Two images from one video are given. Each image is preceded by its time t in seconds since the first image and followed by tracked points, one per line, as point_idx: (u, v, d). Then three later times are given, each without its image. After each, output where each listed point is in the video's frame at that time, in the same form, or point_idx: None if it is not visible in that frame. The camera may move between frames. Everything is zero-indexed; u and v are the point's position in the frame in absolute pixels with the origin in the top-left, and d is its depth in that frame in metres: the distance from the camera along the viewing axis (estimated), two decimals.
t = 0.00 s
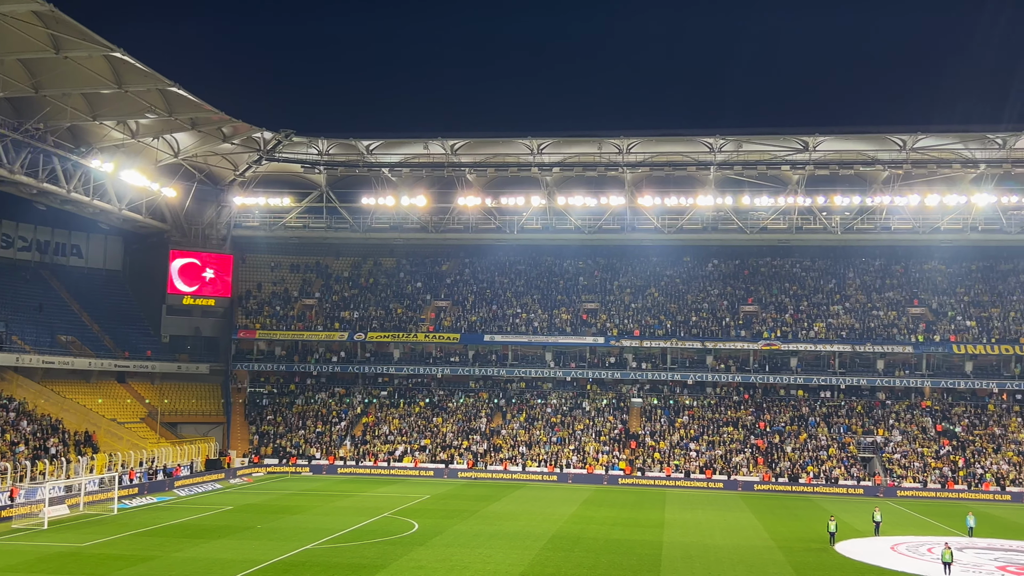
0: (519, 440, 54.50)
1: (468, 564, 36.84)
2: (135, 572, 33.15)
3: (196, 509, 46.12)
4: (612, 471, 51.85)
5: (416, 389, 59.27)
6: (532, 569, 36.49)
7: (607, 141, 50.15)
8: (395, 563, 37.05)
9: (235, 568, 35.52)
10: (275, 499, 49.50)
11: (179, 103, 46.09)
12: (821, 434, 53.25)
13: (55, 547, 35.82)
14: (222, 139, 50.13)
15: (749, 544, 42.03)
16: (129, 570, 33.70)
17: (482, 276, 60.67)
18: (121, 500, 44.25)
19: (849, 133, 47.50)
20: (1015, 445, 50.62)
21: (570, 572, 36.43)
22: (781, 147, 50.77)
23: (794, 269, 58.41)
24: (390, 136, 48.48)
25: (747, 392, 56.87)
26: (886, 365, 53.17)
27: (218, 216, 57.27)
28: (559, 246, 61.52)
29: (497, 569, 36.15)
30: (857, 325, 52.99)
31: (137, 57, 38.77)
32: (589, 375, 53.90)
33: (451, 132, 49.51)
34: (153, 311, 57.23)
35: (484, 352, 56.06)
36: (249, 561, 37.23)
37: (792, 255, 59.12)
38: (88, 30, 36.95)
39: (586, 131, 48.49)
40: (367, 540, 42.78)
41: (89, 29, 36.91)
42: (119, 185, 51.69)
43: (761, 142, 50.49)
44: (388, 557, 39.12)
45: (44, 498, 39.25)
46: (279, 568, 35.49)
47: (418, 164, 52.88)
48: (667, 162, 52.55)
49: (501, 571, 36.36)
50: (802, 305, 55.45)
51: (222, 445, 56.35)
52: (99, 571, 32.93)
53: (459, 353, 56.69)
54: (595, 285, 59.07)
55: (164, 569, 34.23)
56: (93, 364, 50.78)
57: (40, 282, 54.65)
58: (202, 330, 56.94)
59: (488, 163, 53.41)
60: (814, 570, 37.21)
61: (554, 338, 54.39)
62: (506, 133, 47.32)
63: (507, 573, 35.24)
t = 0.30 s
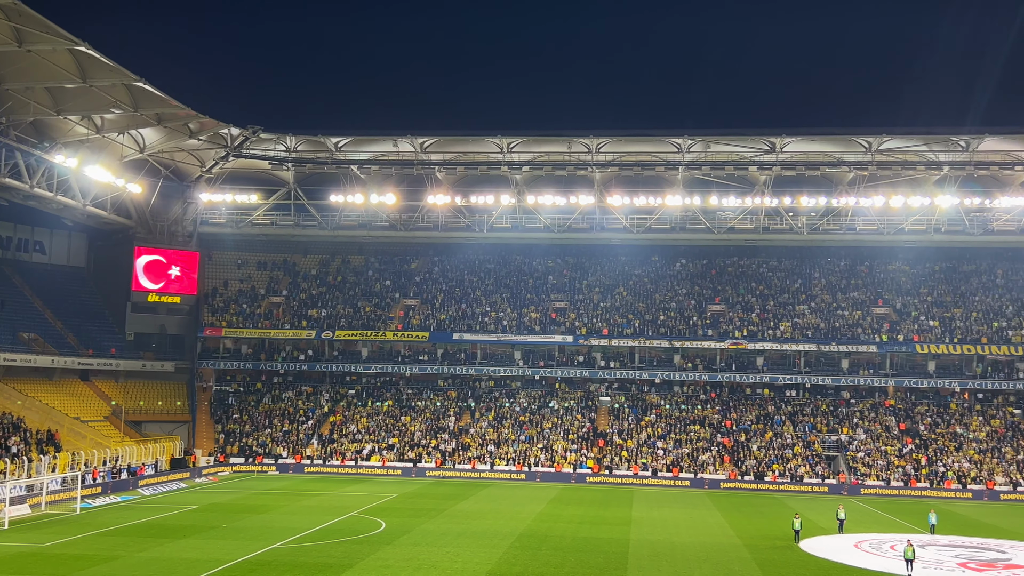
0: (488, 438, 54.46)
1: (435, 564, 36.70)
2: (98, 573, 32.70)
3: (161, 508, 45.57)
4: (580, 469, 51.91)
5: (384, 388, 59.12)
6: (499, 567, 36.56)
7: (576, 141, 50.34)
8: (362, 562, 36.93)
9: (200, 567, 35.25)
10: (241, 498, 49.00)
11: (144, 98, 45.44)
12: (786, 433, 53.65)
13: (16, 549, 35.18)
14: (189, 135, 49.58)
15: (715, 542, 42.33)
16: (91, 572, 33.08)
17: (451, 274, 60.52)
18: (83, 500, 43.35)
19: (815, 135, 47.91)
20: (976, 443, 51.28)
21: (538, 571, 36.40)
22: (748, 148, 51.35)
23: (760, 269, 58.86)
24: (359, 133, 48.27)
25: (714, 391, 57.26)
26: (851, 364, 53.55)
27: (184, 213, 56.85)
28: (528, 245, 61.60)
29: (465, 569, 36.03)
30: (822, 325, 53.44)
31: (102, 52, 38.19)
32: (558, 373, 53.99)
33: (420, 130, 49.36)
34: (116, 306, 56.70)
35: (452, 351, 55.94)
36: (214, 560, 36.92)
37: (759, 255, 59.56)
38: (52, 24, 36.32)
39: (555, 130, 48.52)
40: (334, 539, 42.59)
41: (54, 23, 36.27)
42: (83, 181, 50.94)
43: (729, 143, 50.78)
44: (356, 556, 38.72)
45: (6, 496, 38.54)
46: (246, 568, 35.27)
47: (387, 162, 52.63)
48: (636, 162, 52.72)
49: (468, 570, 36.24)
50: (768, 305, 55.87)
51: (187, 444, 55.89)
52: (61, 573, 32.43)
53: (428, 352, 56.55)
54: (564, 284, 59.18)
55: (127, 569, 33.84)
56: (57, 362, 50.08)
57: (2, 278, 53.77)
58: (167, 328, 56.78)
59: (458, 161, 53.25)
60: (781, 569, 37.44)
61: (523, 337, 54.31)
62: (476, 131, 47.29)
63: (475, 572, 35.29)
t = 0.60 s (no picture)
0: (454, 437, 54.33)
1: (400, 562, 36.54)
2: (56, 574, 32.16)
3: (122, 507, 44.92)
4: (546, 468, 51.89)
5: (350, 386, 58.87)
6: (464, 566, 36.53)
7: (544, 140, 50.44)
8: (326, 561, 36.72)
9: (161, 567, 34.83)
10: (203, 498, 48.39)
11: (106, 93, 44.69)
12: (750, 431, 54.07)
13: None
14: (151, 129, 48.93)
15: (679, 540, 42.55)
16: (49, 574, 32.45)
17: (418, 273, 60.30)
18: (41, 500, 42.38)
19: (779, 136, 48.25)
20: (936, 441, 51.94)
21: (503, 570, 36.34)
22: (713, 149, 51.78)
23: (726, 269, 59.24)
24: (326, 129, 47.95)
25: (679, 390, 57.59)
26: (815, 363, 53.84)
27: (147, 209, 56.28)
28: (496, 243, 61.55)
29: (429, 567, 35.88)
30: (785, 324, 53.87)
31: (63, 44, 37.51)
32: (524, 372, 53.95)
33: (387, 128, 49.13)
34: (77, 304, 55.70)
35: (418, 349, 55.76)
36: (176, 560, 36.49)
37: (725, 254, 59.95)
38: (12, 15, 35.57)
39: (522, 128, 48.50)
40: (298, 539, 42.27)
41: (14, 14, 35.53)
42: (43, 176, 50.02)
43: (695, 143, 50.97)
44: (320, 555, 38.45)
45: None
46: (207, 567, 34.91)
47: (354, 159, 52.30)
48: (603, 162, 52.80)
49: (433, 569, 36.10)
50: (732, 304, 56.27)
51: (149, 443, 55.20)
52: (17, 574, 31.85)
53: (394, 350, 56.30)
54: (531, 282, 59.21)
55: (86, 570, 33.33)
56: (15, 359, 49.25)
57: None
58: (129, 325, 56.02)
59: (425, 159, 53.01)
60: (747, 567, 37.63)
61: (490, 335, 54.16)
62: (443, 129, 47.14)
63: (439, 571, 35.24)
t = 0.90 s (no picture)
0: (417, 436, 54.20)
1: (361, 561, 36.36)
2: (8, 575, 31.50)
3: (78, 507, 44.14)
4: (508, 465, 51.94)
5: (312, 385, 58.54)
6: (425, 564, 36.44)
7: (508, 138, 50.45)
8: (286, 561, 36.44)
9: (118, 567, 34.30)
10: (162, 497, 47.72)
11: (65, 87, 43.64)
12: (711, 429, 54.50)
13: None
14: (111, 124, 47.94)
15: (641, 538, 42.73)
16: None
17: (382, 271, 60.04)
18: None
19: (741, 138, 48.57)
20: (893, 439, 52.69)
21: (465, 568, 36.29)
22: (677, 150, 51.97)
23: (688, 268, 59.62)
24: (289, 125, 47.56)
25: (642, 388, 57.86)
26: (775, 362, 54.33)
27: (106, 204, 55.50)
28: (460, 241, 61.46)
29: (392, 566, 35.71)
30: (746, 324, 54.42)
31: (20, 37, 36.59)
32: (488, 370, 53.90)
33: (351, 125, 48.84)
34: (34, 299, 54.36)
35: (382, 347, 55.38)
36: (133, 560, 35.94)
37: (687, 254, 60.35)
38: None
39: (486, 127, 48.48)
40: (258, 537, 41.88)
41: None
42: None
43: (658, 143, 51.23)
44: (282, 554, 38.15)
45: None
46: (166, 567, 34.45)
47: (317, 156, 51.88)
48: (568, 160, 52.78)
49: (396, 568, 35.95)
50: (695, 303, 56.69)
51: (107, 441, 54.34)
52: None
53: (357, 349, 55.92)
54: (495, 281, 59.21)
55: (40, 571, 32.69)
56: None
57: None
58: (88, 322, 54.91)
59: (389, 156, 52.65)
60: (708, 565, 37.85)
61: (454, 334, 53.94)
62: (407, 127, 46.96)
63: (401, 570, 35.16)
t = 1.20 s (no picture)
0: (376, 434, 53.94)
1: (319, 561, 35.98)
2: None
3: (27, 507, 43.11)
4: (468, 464, 51.93)
5: (270, 383, 58.09)
6: (384, 563, 36.16)
7: (469, 136, 50.38)
8: (243, 560, 35.93)
9: (69, 569, 33.53)
10: (116, 496, 46.94)
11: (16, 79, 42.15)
12: (669, 427, 54.87)
13: None
14: (65, 118, 46.71)
15: (600, 536, 42.79)
16: None
17: (341, 268, 59.71)
18: None
19: (701, 139, 48.84)
20: (847, 437, 53.43)
21: (424, 568, 36.05)
22: (637, 150, 52.12)
23: (648, 267, 60.02)
24: (248, 121, 47.02)
25: (602, 387, 58.14)
26: (732, 360, 54.65)
27: (60, 199, 54.42)
28: (421, 239, 61.23)
29: (350, 565, 35.51)
30: (704, 323, 54.95)
31: None
32: (448, 369, 53.75)
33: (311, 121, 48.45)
34: None
35: (341, 345, 54.87)
36: (85, 560, 35.17)
37: (647, 254, 60.68)
38: None
39: (447, 125, 48.32)
40: (214, 537, 41.23)
41: None
42: None
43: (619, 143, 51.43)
44: (240, 553, 37.77)
45: None
46: (118, 568, 33.76)
47: (276, 152, 51.35)
48: (529, 159, 52.56)
49: (354, 567, 35.77)
50: (655, 302, 57.08)
51: (59, 440, 53.26)
52: None
53: (316, 347, 55.54)
54: (456, 279, 59.11)
55: None
56: None
57: None
58: (40, 319, 53.38)
59: (349, 153, 52.27)
60: (666, 561, 38.02)
61: (414, 332, 53.80)
62: (368, 124, 46.62)
63: (359, 569, 34.86)
